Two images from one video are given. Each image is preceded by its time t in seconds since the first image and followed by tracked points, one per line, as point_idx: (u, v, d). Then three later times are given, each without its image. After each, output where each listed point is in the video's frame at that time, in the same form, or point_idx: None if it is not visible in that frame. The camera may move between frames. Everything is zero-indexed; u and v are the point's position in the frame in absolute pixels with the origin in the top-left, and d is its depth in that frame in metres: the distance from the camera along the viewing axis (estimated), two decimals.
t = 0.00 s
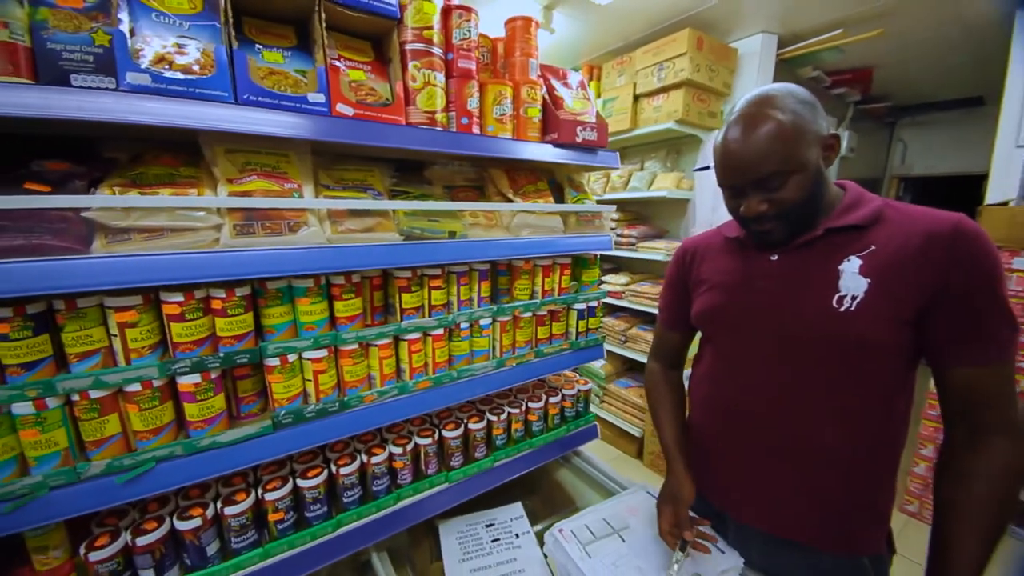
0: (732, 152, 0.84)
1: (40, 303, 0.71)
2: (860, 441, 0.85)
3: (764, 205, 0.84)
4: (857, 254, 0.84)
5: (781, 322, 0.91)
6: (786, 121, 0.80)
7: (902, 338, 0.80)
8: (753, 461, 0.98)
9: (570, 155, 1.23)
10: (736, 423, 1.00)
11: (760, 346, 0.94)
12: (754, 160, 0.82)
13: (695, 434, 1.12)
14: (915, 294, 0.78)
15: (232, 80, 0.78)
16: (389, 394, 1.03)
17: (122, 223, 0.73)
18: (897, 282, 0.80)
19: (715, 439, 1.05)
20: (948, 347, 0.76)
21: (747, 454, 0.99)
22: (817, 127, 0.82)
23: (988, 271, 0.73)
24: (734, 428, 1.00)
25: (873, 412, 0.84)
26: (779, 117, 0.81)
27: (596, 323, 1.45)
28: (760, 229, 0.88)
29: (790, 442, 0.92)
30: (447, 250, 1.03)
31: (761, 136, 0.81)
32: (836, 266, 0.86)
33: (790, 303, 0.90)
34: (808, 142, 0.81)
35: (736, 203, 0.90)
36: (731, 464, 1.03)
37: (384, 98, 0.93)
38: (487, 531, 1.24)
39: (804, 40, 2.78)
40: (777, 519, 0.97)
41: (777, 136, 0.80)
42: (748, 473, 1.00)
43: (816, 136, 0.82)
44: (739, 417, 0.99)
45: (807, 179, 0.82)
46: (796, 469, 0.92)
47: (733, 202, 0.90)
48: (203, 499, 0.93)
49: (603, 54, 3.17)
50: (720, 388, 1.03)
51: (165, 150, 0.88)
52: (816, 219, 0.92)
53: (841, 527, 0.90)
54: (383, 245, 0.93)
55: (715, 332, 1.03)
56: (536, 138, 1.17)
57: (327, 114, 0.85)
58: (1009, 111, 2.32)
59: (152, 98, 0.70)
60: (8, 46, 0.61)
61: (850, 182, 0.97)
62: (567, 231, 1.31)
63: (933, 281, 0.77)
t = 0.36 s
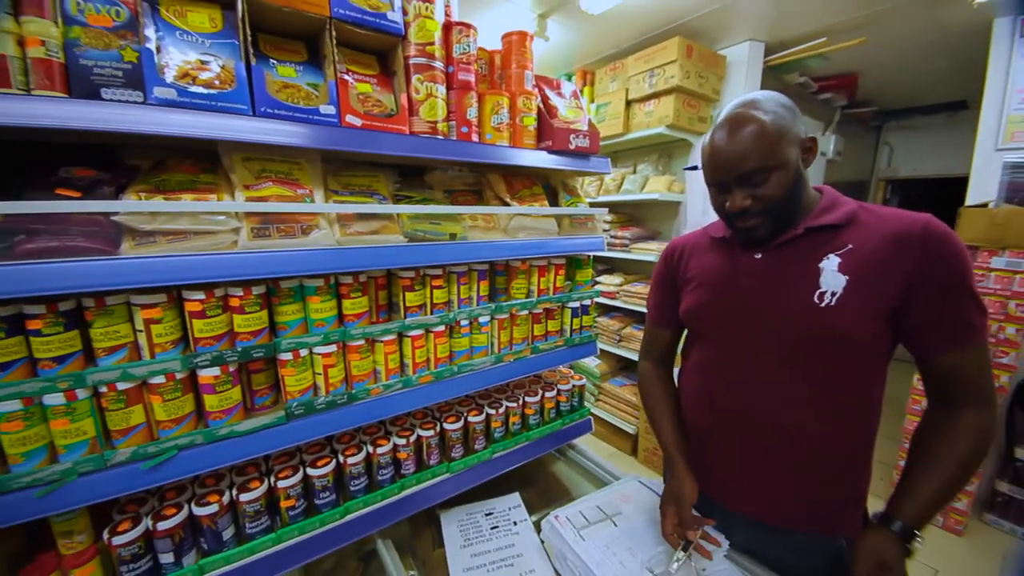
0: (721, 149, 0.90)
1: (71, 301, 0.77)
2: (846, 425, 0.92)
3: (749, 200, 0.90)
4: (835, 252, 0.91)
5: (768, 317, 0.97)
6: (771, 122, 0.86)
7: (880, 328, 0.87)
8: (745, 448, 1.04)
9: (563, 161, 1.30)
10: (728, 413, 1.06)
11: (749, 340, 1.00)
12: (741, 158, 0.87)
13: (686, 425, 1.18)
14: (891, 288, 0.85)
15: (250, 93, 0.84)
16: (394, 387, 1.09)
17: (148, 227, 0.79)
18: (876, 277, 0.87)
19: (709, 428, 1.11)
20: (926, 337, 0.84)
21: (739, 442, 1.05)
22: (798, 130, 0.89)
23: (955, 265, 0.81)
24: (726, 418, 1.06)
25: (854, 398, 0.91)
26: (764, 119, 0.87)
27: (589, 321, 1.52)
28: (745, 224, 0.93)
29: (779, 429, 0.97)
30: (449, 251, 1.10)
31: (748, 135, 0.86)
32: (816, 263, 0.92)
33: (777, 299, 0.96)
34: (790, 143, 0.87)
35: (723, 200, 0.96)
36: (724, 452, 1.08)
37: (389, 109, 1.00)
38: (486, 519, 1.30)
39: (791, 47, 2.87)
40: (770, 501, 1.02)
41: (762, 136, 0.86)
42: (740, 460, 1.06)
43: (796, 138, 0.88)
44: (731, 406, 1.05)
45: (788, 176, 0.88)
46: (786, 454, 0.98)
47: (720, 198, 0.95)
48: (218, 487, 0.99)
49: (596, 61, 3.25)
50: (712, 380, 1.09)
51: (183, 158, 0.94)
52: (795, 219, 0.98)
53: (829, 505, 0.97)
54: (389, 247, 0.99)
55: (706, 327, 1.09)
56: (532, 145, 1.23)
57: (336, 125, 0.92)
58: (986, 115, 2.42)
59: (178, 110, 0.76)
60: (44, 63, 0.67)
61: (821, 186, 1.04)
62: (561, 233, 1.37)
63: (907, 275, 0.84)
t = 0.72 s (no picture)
0: (707, 146, 0.98)
1: (103, 292, 0.85)
2: (818, 416, 0.99)
3: (734, 193, 0.96)
4: (805, 256, 0.98)
5: (745, 316, 1.03)
6: (754, 123, 0.95)
7: (846, 326, 0.94)
8: (725, 439, 1.10)
9: (557, 166, 1.37)
10: (709, 405, 1.12)
11: (728, 337, 1.07)
12: (726, 153, 0.95)
13: (671, 418, 1.25)
14: (856, 289, 0.92)
15: (268, 106, 0.93)
16: (395, 377, 1.17)
17: (174, 226, 0.86)
18: (843, 279, 0.93)
19: (692, 421, 1.17)
20: (890, 334, 0.90)
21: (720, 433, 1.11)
22: (777, 134, 0.97)
23: (914, 268, 0.88)
24: (708, 410, 1.13)
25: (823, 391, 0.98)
26: (748, 120, 0.95)
27: (582, 319, 1.59)
28: (728, 217, 0.99)
29: (755, 420, 1.04)
30: (449, 251, 1.17)
31: (733, 133, 0.95)
32: (789, 266, 0.99)
33: (752, 299, 1.02)
34: (770, 143, 0.96)
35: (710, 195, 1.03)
36: (706, 443, 1.14)
37: (394, 119, 1.08)
38: (481, 505, 1.37)
39: (786, 55, 2.95)
40: (749, 488, 1.09)
41: (745, 135, 0.94)
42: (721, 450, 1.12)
43: (776, 141, 0.97)
44: (712, 400, 1.11)
45: (769, 173, 0.96)
46: (763, 444, 1.04)
47: (708, 192, 1.01)
48: (231, 468, 1.06)
49: (596, 67, 3.33)
50: (694, 375, 1.16)
51: (203, 163, 1.02)
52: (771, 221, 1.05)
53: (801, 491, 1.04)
54: (393, 247, 1.07)
55: (689, 325, 1.16)
56: (528, 152, 1.31)
57: (344, 134, 1.00)
58: (978, 124, 2.48)
59: (203, 121, 0.84)
60: (82, 77, 0.74)
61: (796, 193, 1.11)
62: (555, 235, 1.45)
63: (871, 277, 0.91)
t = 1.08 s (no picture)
0: (694, 129, 1.09)
1: (124, 287, 0.93)
2: (784, 395, 1.06)
3: (721, 168, 1.07)
4: (766, 247, 1.06)
5: (714, 304, 1.11)
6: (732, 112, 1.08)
7: (804, 310, 1.01)
8: (700, 421, 1.18)
9: (543, 167, 1.45)
10: (685, 389, 1.20)
11: (699, 325, 1.15)
12: (710, 134, 1.06)
13: (652, 405, 1.32)
14: (812, 275, 1.00)
15: (272, 114, 1.01)
16: (392, 366, 1.25)
17: (188, 226, 0.94)
18: (800, 267, 1.01)
19: (671, 404, 1.25)
20: (846, 316, 0.98)
21: (695, 414, 1.19)
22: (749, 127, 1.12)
23: (863, 254, 0.96)
24: (684, 394, 1.21)
25: (786, 371, 1.05)
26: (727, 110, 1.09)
27: (571, 312, 1.67)
28: (716, 192, 1.08)
29: (726, 402, 1.12)
30: (442, 248, 1.25)
31: (718, 117, 1.07)
32: (752, 257, 1.07)
33: (720, 289, 1.11)
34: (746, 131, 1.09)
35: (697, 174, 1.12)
36: (684, 425, 1.22)
37: (389, 125, 1.16)
38: (475, 488, 1.45)
39: (773, 55, 3.03)
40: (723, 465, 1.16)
41: (725, 121, 1.07)
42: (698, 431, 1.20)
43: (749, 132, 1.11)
44: (687, 384, 1.19)
45: (748, 156, 1.08)
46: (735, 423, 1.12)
47: (696, 171, 1.11)
48: (240, 450, 1.15)
49: (589, 69, 3.40)
50: (671, 361, 1.24)
51: (212, 168, 1.11)
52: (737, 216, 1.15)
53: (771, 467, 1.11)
54: (389, 244, 1.15)
55: (665, 315, 1.24)
56: (515, 154, 1.39)
57: (343, 139, 1.08)
58: (960, 122, 2.54)
59: (214, 130, 0.92)
60: (104, 92, 0.82)
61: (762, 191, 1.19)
62: (543, 232, 1.53)
63: (825, 264, 0.99)
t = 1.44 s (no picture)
0: (636, 160, 1.06)
1: (110, 289, 0.95)
2: (749, 378, 1.13)
3: (660, 204, 1.07)
4: (731, 239, 1.11)
5: (684, 294, 1.17)
6: (676, 139, 1.02)
7: (766, 298, 1.07)
8: (674, 406, 1.23)
9: (520, 166, 1.50)
10: (660, 376, 1.26)
11: (671, 314, 1.20)
12: (652, 168, 1.03)
13: (630, 393, 1.38)
14: (772, 264, 1.06)
15: (251, 119, 1.04)
16: (376, 362, 1.29)
17: (171, 229, 0.97)
18: (762, 256, 1.07)
19: (647, 390, 1.31)
20: (803, 301, 1.04)
21: (670, 399, 1.24)
22: (697, 145, 1.05)
23: (818, 242, 1.02)
24: (659, 381, 1.26)
25: (751, 356, 1.11)
26: (670, 137, 1.02)
27: (551, 306, 1.72)
28: (660, 221, 1.11)
29: (697, 386, 1.18)
30: (423, 245, 1.30)
31: (654, 152, 1.02)
32: (718, 248, 1.13)
33: (689, 280, 1.16)
34: (691, 155, 1.03)
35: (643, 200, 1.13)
36: (659, 411, 1.28)
37: (366, 127, 1.20)
38: (461, 479, 1.50)
39: (748, 52, 3.11)
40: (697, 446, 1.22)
41: (667, 151, 1.01)
42: (672, 416, 1.25)
43: (696, 151, 1.04)
44: (662, 371, 1.25)
45: (689, 184, 1.05)
46: (706, 406, 1.18)
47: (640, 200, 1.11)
48: (227, 447, 1.18)
49: (569, 67, 3.45)
50: (647, 350, 1.29)
51: (194, 172, 1.14)
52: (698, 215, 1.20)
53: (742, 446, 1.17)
54: (369, 243, 1.19)
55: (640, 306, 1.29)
56: (492, 153, 1.43)
57: (321, 142, 1.12)
58: (929, 114, 2.64)
59: (194, 135, 0.95)
60: (87, 101, 0.84)
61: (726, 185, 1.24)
62: (522, 229, 1.58)
63: (784, 253, 1.05)
